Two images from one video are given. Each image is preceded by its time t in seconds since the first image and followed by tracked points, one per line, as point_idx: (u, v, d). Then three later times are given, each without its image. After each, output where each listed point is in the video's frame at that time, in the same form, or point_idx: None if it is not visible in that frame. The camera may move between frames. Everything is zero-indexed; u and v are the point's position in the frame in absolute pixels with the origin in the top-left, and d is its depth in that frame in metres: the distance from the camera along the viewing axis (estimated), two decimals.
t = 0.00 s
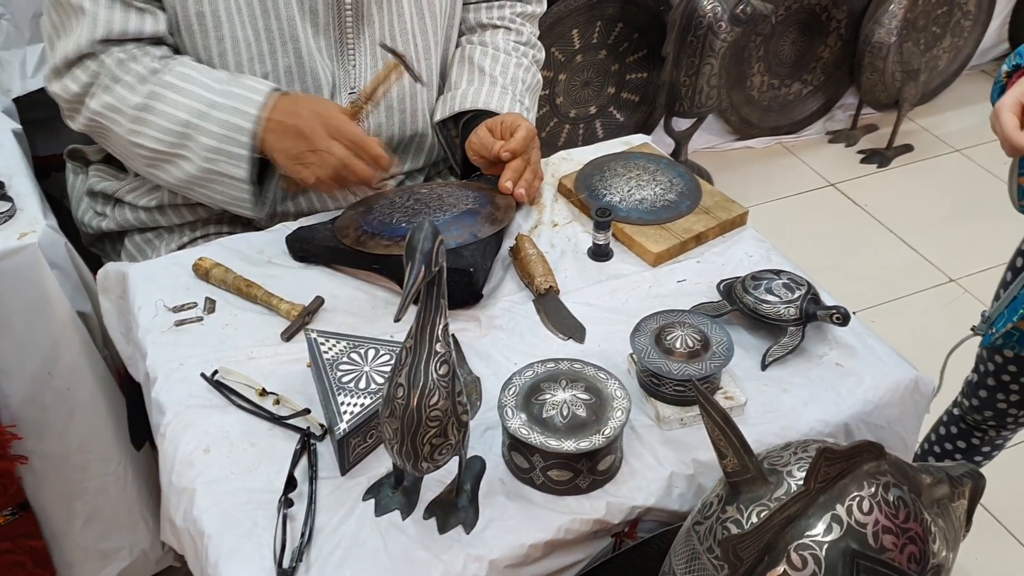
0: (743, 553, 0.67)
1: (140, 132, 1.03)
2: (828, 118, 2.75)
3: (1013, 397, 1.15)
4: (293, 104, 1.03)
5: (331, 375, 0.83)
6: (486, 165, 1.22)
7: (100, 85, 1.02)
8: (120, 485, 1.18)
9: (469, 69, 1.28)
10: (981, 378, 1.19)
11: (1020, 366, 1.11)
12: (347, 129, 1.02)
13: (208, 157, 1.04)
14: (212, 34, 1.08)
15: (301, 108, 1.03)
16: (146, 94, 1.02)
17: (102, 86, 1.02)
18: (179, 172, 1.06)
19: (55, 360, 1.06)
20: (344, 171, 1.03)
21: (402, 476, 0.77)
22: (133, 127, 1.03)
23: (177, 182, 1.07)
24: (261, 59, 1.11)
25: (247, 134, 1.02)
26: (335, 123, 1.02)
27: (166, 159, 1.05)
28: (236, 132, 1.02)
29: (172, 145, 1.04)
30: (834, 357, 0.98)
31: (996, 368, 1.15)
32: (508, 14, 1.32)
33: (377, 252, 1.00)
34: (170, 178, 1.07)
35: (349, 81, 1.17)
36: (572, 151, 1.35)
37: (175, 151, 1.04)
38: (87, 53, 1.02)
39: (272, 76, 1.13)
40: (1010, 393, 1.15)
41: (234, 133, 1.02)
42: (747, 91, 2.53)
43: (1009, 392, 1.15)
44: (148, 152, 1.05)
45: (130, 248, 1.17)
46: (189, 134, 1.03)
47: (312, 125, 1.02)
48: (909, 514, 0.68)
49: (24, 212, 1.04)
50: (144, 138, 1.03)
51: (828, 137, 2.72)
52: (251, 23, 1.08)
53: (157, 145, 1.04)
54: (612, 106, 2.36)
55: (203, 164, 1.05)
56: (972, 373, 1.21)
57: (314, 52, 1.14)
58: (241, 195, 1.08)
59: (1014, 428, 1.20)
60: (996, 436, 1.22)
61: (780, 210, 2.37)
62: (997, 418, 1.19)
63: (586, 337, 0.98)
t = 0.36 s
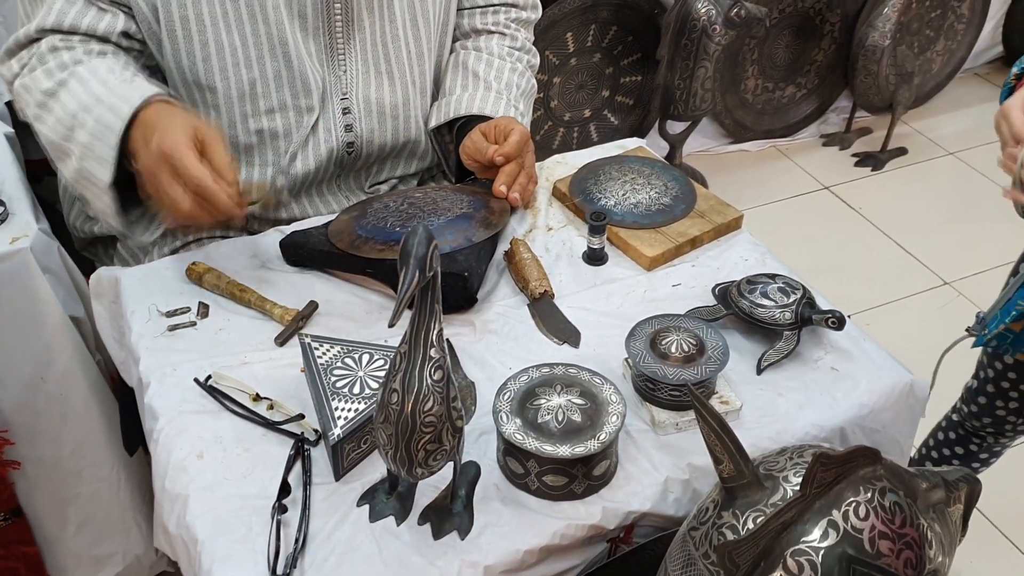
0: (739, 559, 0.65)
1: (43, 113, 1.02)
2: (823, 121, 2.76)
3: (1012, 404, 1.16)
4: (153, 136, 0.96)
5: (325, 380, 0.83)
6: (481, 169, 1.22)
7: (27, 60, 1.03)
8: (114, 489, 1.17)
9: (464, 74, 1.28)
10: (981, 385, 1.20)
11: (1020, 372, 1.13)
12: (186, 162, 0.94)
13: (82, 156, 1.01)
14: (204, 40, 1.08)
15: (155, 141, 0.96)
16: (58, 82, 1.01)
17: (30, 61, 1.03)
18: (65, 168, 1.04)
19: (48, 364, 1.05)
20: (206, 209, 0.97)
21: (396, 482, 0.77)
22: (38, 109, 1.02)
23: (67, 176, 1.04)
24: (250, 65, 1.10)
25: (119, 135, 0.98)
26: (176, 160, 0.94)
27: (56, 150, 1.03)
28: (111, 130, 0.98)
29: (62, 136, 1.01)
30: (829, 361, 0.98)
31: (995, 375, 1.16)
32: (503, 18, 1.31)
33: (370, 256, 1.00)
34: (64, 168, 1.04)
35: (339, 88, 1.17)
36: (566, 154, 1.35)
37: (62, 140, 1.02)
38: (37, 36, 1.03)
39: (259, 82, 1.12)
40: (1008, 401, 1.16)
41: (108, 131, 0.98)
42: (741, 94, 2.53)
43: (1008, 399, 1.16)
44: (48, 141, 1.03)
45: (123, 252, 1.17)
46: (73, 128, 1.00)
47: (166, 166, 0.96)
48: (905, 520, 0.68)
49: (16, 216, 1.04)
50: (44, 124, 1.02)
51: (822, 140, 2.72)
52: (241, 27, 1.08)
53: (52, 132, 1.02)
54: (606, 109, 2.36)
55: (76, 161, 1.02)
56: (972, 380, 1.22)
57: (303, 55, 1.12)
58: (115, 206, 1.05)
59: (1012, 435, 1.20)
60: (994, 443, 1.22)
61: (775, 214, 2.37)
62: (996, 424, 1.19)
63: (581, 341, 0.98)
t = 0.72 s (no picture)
0: (734, 567, 0.66)
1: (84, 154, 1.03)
2: (816, 124, 2.76)
3: (1010, 414, 1.16)
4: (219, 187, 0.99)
5: (317, 385, 0.82)
6: (475, 173, 1.22)
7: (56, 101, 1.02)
8: (104, 492, 1.16)
9: (459, 76, 1.28)
10: (979, 394, 1.20)
11: (1018, 383, 1.13)
12: (249, 224, 0.97)
13: (127, 198, 1.03)
14: (195, 43, 1.07)
15: (221, 193, 0.98)
16: (97, 121, 1.01)
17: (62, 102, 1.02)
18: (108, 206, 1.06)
19: (38, 367, 1.04)
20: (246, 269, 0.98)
21: (389, 487, 0.76)
22: (77, 149, 1.03)
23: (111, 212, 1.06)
24: (242, 69, 1.10)
25: (173, 185, 1.00)
26: (242, 217, 0.97)
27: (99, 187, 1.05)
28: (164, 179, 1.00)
29: (106, 176, 1.03)
30: (824, 367, 0.98)
31: (994, 384, 1.16)
32: (495, 18, 1.31)
33: (363, 260, 1.00)
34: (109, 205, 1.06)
35: (332, 90, 1.16)
36: (561, 157, 1.34)
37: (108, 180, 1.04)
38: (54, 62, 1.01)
39: (251, 85, 1.12)
40: (1006, 410, 1.16)
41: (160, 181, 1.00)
42: (735, 96, 2.53)
43: (1006, 409, 1.16)
44: (88, 178, 1.05)
45: (114, 254, 1.16)
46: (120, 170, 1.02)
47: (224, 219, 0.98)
48: (900, 527, 0.68)
49: (6, 219, 1.04)
50: (84, 160, 1.03)
51: (816, 143, 2.73)
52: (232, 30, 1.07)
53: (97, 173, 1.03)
54: (600, 112, 2.36)
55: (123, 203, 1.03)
56: (970, 389, 1.22)
57: (294, 58, 1.12)
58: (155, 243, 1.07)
59: (1010, 445, 1.20)
60: (991, 451, 1.22)
61: (767, 217, 2.37)
62: (993, 433, 1.19)
63: (574, 346, 0.98)
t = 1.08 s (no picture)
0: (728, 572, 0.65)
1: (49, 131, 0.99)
2: (815, 126, 2.76)
3: (1007, 415, 1.16)
4: (196, 123, 0.93)
5: (312, 386, 0.82)
6: (472, 175, 1.22)
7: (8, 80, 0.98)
8: (99, 492, 1.16)
9: (457, 77, 1.28)
10: (977, 396, 1.20)
11: (1016, 383, 1.13)
12: (244, 160, 0.95)
13: (95, 144, 0.95)
14: (190, 44, 1.07)
15: (202, 129, 0.93)
16: (59, 74, 0.95)
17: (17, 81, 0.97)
18: (75, 164, 0.98)
19: (34, 367, 1.04)
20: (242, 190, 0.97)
21: (383, 489, 0.76)
22: (38, 106, 0.96)
23: (76, 173, 0.99)
24: (237, 70, 1.10)
25: (138, 116, 0.93)
26: (234, 152, 0.94)
27: (65, 144, 0.98)
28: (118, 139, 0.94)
29: (69, 128, 0.96)
30: (819, 369, 0.98)
31: (992, 385, 1.16)
32: (497, 22, 1.31)
33: (360, 260, 1.00)
34: (69, 175, 1.01)
35: (329, 94, 1.16)
36: (557, 158, 1.34)
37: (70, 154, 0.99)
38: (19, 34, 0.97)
39: (246, 87, 1.11)
40: (1004, 411, 1.16)
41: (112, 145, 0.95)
42: (734, 98, 2.53)
43: (1004, 411, 1.16)
44: (51, 137, 0.97)
45: (110, 254, 1.17)
46: (84, 117, 0.95)
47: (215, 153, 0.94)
48: (894, 531, 0.68)
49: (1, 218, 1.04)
50: (45, 116, 0.96)
51: (815, 145, 2.73)
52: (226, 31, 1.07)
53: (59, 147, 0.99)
54: (598, 113, 2.35)
55: (91, 153, 0.96)
56: (968, 390, 1.22)
57: (290, 60, 1.12)
58: (129, 194, 0.99)
59: (1007, 446, 1.20)
60: (989, 453, 1.22)
61: (765, 219, 2.37)
62: (991, 435, 1.19)
63: (569, 348, 0.98)
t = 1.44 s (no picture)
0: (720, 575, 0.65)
1: (154, 124, 0.87)
2: (813, 128, 2.76)
3: (1006, 417, 1.16)
4: (396, 101, 0.81)
5: (307, 388, 0.82)
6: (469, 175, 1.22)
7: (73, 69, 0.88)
8: (96, 493, 1.16)
9: (457, 79, 1.28)
10: (975, 398, 1.20)
11: (1015, 386, 1.13)
12: (475, 143, 0.83)
13: (252, 125, 0.84)
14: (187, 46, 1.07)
15: (411, 127, 0.80)
16: (200, 46, 0.85)
17: (116, 60, 0.84)
18: (206, 147, 0.86)
19: (30, 368, 1.04)
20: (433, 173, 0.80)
21: (377, 491, 0.76)
22: (173, 77, 0.84)
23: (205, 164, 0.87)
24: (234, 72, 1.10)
25: (325, 99, 0.82)
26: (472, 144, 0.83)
27: (197, 124, 0.86)
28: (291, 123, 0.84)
29: (211, 107, 0.85)
30: (815, 372, 0.98)
31: (991, 388, 1.16)
32: (499, 24, 1.31)
33: (356, 262, 1.00)
34: (183, 163, 0.88)
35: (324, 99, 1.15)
36: (555, 160, 1.34)
37: (186, 139, 0.86)
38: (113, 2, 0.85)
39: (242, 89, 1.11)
40: (1003, 415, 1.16)
41: (275, 125, 0.84)
42: (732, 100, 2.53)
43: (1003, 413, 1.16)
44: (184, 113, 0.85)
45: (109, 254, 1.17)
46: (231, 98, 0.84)
47: (407, 127, 0.80)
48: (887, 535, 0.68)
49: None
50: (181, 92, 0.84)
51: (813, 147, 2.73)
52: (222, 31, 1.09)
53: (179, 134, 0.86)
54: (597, 114, 2.35)
55: (237, 138, 0.85)
56: (967, 393, 1.22)
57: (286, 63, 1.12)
58: (264, 184, 0.86)
59: (1005, 449, 1.20)
60: (987, 456, 1.22)
61: (763, 221, 2.37)
62: (989, 438, 1.19)
63: (565, 350, 0.98)
